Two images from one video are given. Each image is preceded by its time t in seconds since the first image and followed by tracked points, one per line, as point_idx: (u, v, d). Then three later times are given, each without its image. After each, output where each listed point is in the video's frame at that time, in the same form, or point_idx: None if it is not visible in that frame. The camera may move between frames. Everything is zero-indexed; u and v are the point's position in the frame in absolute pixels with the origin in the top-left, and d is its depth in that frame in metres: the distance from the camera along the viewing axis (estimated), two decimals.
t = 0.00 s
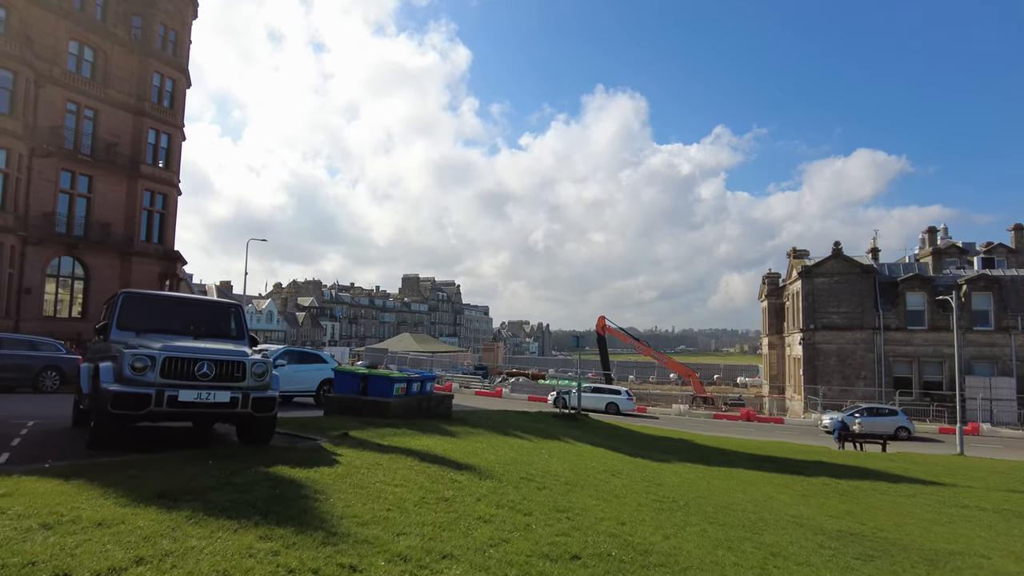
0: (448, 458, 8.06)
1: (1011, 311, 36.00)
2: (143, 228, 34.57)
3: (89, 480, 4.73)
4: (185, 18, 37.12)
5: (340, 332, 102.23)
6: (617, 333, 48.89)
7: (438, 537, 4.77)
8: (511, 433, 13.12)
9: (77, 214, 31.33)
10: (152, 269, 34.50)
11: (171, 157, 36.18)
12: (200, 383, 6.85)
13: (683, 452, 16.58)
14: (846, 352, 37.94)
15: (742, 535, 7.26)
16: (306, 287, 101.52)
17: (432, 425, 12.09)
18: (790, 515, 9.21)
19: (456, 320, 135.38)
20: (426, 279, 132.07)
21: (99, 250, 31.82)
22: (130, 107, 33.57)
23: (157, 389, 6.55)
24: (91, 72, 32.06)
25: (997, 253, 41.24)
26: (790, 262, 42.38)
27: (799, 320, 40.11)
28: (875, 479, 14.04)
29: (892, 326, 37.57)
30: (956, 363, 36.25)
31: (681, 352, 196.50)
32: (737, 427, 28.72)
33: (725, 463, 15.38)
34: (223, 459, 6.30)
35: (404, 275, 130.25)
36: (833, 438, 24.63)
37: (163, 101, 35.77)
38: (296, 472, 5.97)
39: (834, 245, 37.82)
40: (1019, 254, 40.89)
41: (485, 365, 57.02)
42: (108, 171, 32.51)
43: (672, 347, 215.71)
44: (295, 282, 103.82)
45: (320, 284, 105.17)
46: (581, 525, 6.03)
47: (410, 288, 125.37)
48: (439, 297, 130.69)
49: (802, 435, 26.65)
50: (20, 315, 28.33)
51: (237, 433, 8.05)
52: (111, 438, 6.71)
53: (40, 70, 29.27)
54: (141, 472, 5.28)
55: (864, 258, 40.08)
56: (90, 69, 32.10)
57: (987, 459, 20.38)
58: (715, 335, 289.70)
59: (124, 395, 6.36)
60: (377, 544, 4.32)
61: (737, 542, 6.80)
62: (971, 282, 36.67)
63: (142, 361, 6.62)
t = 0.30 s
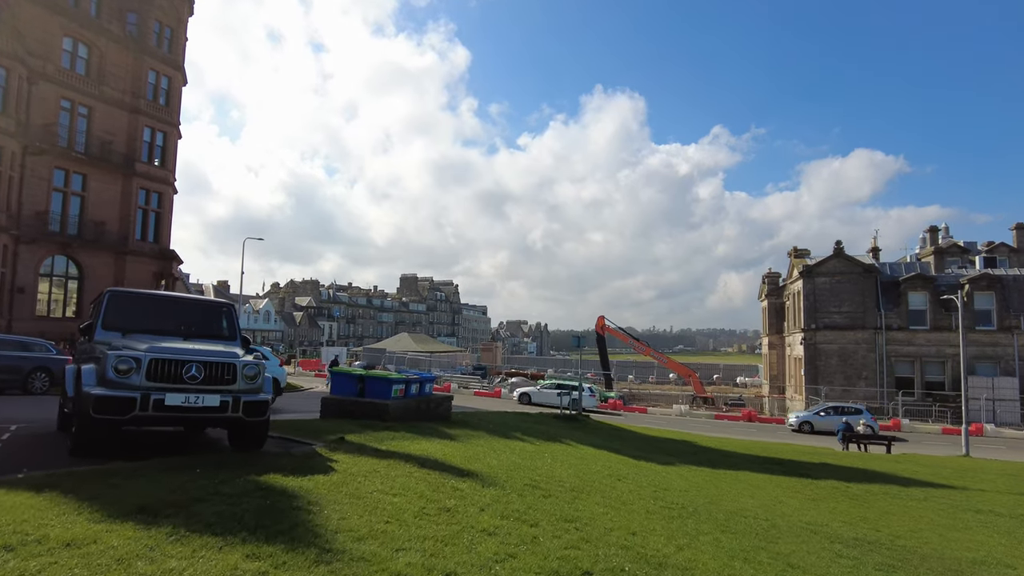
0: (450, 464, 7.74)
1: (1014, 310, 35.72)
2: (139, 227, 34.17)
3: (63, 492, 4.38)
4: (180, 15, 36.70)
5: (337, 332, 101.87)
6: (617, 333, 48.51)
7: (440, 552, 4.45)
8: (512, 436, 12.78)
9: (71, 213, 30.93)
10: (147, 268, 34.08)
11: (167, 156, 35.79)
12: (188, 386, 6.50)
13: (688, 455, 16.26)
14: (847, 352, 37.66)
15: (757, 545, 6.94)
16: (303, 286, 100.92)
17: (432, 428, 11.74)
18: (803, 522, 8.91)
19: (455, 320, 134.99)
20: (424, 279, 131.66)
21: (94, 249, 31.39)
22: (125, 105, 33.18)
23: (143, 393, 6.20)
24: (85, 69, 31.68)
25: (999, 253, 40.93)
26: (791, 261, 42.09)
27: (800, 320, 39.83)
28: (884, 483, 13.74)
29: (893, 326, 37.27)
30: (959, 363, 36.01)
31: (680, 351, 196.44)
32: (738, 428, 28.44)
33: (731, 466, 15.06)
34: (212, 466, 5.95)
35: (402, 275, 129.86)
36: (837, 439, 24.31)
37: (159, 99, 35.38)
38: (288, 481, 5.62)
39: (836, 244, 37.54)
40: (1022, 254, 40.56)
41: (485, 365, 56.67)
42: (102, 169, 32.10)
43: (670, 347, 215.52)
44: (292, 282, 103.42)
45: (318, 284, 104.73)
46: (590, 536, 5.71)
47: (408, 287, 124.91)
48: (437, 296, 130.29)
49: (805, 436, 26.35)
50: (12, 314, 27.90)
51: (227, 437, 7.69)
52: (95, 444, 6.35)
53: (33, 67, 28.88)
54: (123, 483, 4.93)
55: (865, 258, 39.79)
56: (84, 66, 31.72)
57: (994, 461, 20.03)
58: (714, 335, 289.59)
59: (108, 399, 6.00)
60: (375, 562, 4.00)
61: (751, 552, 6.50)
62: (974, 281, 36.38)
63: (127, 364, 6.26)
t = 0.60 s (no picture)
0: (452, 466, 7.39)
1: (1018, 308, 35.39)
2: (135, 224, 33.76)
3: (30, 501, 4.00)
4: (177, 10, 36.28)
5: (336, 331, 101.47)
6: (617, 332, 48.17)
7: (442, 565, 4.10)
8: (514, 436, 12.42)
9: (65, 210, 30.52)
10: (143, 266, 33.67)
11: (163, 153, 35.39)
12: (174, 385, 6.13)
13: (694, 455, 15.91)
14: (850, 350, 37.36)
15: (775, 552, 6.60)
16: (302, 285, 100.57)
17: (432, 429, 11.38)
18: (818, 526, 8.57)
19: (454, 319, 134.59)
20: (423, 278, 131.26)
21: (88, 246, 30.96)
22: (120, 101, 32.77)
23: (126, 391, 5.82)
24: (80, 64, 31.29)
25: (1002, 250, 40.53)
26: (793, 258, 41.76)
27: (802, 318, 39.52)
28: (894, 483, 13.41)
29: (897, 324, 36.96)
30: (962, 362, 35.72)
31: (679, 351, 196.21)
32: (741, 427, 28.11)
33: (738, 466, 14.72)
34: (198, 470, 5.56)
35: (401, 274, 129.44)
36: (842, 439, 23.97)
37: (154, 94, 34.98)
38: (279, 486, 5.25)
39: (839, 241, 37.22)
40: None
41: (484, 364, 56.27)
42: (97, 166, 31.69)
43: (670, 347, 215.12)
44: (291, 281, 103.11)
45: (317, 283, 104.29)
46: (601, 545, 5.37)
47: (407, 286, 124.53)
48: (436, 295, 129.90)
49: (808, 435, 26.05)
50: (5, 312, 27.48)
51: (217, 438, 7.32)
52: (75, 446, 5.98)
53: (26, 61, 28.49)
54: (98, 489, 4.54)
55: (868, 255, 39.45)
56: (79, 61, 31.33)
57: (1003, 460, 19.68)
58: (713, 334, 289.31)
59: (87, 398, 5.62)
60: None
61: (770, 560, 6.17)
62: (978, 279, 36.06)
63: (108, 361, 5.89)
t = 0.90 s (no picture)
0: (456, 474, 7.06)
1: None
2: (133, 223, 33.43)
3: None
4: (175, 7, 35.91)
5: (336, 331, 101.12)
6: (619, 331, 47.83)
7: None
8: (518, 439, 12.10)
9: (62, 209, 30.18)
10: (141, 265, 33.31)
11: (161, 151, 35.03)
12: (162, 390, 5.79)
13: (701, 458, 15.59)
14: (855, 350, 37.02)
15: (795, 565, 6.27)
16: (302, 284, 100.29)
17: (434, 432, 11.05)
18: (836, 535, 8.24)
19: (454, 318, 134.27)
20: (423, 277, 130.90)
21: (85, 245, 30.57)
22: (117, 98, 32.42)
23: (110, 397, 5.48)
24: (76, 61, 30.97)
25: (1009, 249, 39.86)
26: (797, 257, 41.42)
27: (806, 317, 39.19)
28: (907, 487, 13.08)
29: (902, 323, 36.61)
30: (969, 361, 35.36)
31: (681, 350, 195.87)
32: (746, 428, 27.77)
33: (746, 470, 14.40)
34: (186, 481, 5.23)
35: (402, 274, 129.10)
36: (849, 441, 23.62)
37: (152, 92, 34.63)
38: (272, 500, 4.91)
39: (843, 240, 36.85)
40: None
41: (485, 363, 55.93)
42: (94, 164, 31.34)
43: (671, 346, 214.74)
44: (291, 280, 102.83)
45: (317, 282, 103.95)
46: (615, 561, 5.04)
47: (407, 285, 124.20)
48: (437, 295, 129.61)
49: (814, 436, 25.72)
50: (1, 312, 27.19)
51: (208, 445, 6.98)
52: (57, 456, 5.63)
53: (22, 58, 28.20)
54: (75, 506, 4.21)
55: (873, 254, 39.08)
56: (76, 58, 31.01)
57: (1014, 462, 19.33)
58: (714, 333, 288.87)
59: (68, 406, 5.29)
60: None
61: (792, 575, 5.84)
62: (984, 278, 35.69)
63: (92, 365, 5.54)
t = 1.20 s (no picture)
0: (463, 478, 6.76)
1: None
2: (133, 221, 33.17)
3: None
4: (176, 3, 35.64)
5: (339, 330, 100.89)
6: (622, 330, 47.46)
7: None
8: (525, 441, 11.80)
9: (62, 206, 29.92)
10: (142, 264, 33.02)
11: (162, 149, 34.75)
12: (153, 391, 5.46)
13: (711, 459, 15.26)
14: (862, 349, 36.62)
15: None
16: (304, 284, 100.13)
17: (438, 434, 10.73)
18: (859, 542, 7.91)
19: (456, 318, 134.01)
20: (426, 276, 130.63)
21: (85, 243, 30.27)
22: (118, 95, 32.16)
23: (97, 398, 5.15)
24: (77, 58, 30.73)
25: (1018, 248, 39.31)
26: (803, 256, 41.04)
27: (813, 317, 38.80)
28: (924, 490, 12.75)
29: (909, 322, 36.20)
30: (978, 361, 34.94)
31: (684, 349, 195.26)
32: (753, 429, 27.41)
33: (758, 473, 14.06)
34: (178, 486, 4.93)
35: (404, 273, 128.82)
36: (859, 441, 23.23)
37: (153, 90, 34.36)
38: (267, 508, 4.60)
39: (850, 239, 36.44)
40: None
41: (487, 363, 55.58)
42: (95, 161, 31.09)
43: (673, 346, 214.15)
44: (293, 280, 102.66)
45: (319, 281, 103.69)
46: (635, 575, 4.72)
47: (410, 285, 123.97)
48: (439, 294, 129.31)
49: (822, 437, 25.37)
50: None
51: (203, 448, 6.64)
52: (41, 461, 5.29)
53: (22, 55, 27.94)
54: (54, 516, 3.91)
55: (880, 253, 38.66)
56: (76, 55, 30.78)
57: None
58: (717, 333, 288.24)
59: (52, 407, 4.96)
60: None
61: None
62: (993, 276, 35.27)
63: (78, 364, 5.22)
